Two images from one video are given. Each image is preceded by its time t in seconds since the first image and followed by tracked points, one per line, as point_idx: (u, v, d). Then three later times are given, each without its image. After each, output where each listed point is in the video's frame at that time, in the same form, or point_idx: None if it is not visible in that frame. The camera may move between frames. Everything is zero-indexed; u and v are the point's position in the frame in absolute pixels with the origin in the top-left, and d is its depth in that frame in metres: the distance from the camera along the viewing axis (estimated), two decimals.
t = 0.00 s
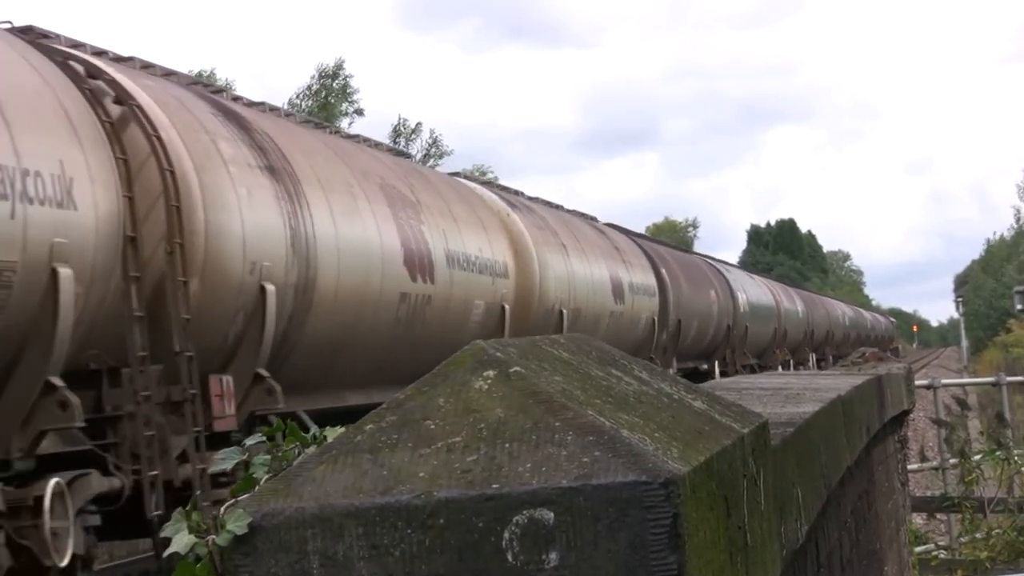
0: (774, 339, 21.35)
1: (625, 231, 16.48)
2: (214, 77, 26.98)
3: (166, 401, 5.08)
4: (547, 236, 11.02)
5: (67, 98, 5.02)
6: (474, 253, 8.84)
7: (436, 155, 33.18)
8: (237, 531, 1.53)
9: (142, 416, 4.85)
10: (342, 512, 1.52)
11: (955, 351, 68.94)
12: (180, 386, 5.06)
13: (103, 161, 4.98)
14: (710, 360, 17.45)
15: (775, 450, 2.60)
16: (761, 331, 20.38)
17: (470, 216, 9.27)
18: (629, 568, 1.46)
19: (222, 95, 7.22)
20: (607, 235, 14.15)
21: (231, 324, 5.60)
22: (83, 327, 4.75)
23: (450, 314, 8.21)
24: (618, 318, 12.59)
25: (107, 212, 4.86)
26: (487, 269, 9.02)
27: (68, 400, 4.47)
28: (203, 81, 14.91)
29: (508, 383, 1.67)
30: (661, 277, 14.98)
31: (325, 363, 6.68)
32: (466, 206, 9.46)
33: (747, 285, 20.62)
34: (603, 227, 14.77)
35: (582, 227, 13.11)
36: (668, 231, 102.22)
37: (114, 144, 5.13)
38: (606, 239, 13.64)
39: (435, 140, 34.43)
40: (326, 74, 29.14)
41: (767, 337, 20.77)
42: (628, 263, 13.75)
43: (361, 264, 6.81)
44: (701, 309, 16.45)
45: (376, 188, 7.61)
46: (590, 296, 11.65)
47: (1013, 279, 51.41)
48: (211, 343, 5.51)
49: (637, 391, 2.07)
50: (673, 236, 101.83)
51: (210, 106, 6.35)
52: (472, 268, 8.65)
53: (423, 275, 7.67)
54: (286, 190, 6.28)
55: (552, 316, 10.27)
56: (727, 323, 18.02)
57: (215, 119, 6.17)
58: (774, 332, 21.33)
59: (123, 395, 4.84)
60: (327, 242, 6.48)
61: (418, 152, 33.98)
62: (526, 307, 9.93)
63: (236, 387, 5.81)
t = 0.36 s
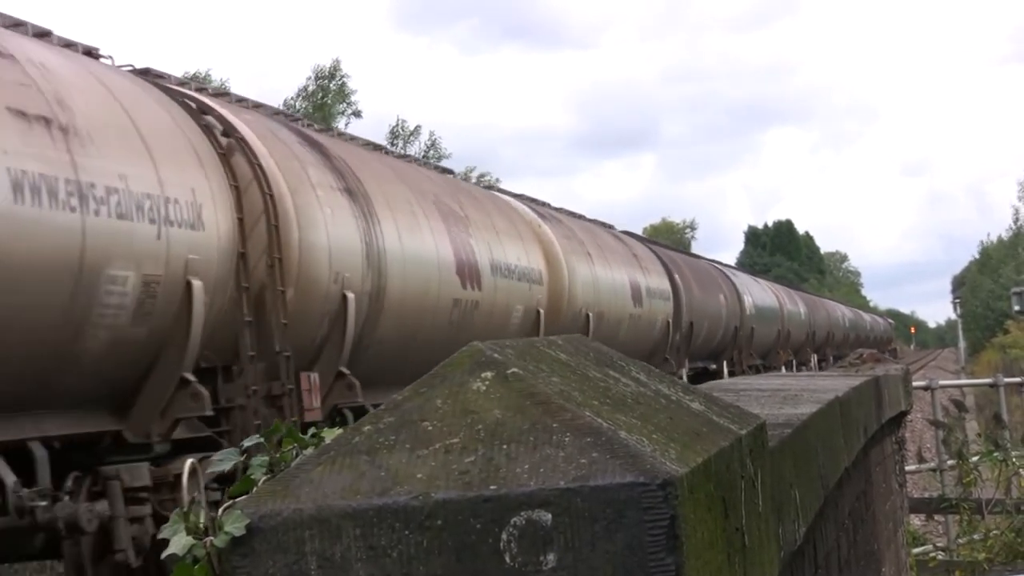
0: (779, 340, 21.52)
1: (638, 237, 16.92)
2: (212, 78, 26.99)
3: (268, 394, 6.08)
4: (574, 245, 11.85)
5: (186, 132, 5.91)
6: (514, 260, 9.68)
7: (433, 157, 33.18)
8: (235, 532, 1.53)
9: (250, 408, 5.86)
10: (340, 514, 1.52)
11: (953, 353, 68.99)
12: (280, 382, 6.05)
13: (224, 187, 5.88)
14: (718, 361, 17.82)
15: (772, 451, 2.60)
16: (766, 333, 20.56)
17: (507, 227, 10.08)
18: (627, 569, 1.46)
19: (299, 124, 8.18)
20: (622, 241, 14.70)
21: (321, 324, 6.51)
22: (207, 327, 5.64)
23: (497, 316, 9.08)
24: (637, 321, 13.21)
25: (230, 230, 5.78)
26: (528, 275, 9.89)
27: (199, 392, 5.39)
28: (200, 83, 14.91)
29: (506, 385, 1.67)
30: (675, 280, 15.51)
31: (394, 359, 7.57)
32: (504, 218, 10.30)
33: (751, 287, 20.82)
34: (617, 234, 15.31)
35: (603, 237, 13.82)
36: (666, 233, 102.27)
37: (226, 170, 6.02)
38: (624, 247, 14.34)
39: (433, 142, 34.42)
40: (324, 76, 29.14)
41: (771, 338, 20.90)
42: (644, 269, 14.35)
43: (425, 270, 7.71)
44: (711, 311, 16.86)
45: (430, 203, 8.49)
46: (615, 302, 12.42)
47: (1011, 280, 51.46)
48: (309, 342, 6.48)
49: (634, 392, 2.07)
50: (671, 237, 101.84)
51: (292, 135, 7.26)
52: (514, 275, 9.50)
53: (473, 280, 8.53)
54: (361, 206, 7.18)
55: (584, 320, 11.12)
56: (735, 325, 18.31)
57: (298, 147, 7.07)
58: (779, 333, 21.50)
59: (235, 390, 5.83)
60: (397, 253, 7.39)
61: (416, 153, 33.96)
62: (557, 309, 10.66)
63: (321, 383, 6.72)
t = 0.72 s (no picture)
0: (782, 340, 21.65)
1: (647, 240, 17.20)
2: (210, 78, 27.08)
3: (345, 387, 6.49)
4: (597, 250, 12.25)
5: (277, 155, 6.36)
6: (547, 265, 10.10)
7: (429, 156, 33.17)
8: (231, 531, 1.53)
9: (332, 400, 6.31)
10: (336, 513, 1.52)
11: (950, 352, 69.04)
12: (357, 377, 6.47)
13: (311, 201, 6.30)
14: (725, 360, 18.04)
15: (768, 449, 2.61)
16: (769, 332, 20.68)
17: (540, 234, 10.49)
18: (623, 568, 1.46)
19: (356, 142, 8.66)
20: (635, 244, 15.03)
21: (388, 327, 6.88)
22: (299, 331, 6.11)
23: (535, 319, 9.51)
24: (653, 322, 13.54)
25: (319, 243, 6.19)
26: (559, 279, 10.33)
27: (296, 384, 5.90)
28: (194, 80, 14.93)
29: (501, 384, 1.67)
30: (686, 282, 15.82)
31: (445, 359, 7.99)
32: (536, 225, 10.71)
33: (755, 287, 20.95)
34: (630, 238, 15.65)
35: (620, 241, 14.15)
36: (663, 232, 102.29)
37: (310, 186, 6.43)
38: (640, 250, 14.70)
39: (429, 141, 34.39)
40: (320, 74, 29.12)
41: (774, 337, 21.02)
42: (658, 271, 14.70)
43: (476, 277, 8.15)
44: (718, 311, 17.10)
45: (474, 213, 8.93)
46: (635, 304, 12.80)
47: (1008, 279, 51.51)
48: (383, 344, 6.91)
49: (630, 391, 2.07)
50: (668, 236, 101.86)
51: (357, 153, 7.72)
52: (548, 280, 9.91)
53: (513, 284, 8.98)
54: (421, 218, 7.61)
55: (609, 322, 11.54)
56: (740, 325, 18.52)
57: (363, 163, 7.51)
58: (782, 332, 21.63)
59: (320, 383, 6.30)
60: (450, 261, 7.84)
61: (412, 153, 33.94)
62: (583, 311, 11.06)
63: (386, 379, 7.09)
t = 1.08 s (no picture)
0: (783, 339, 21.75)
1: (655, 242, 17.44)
2: (204, 76, 27.05)
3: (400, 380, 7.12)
4: (613, 253, 12.66)
5: (348, 176, 7.09)
6: (570, 270, 10.62)
7: (424, 155, 33.13)
8: (224, 530, 1.53)
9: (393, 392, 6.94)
10: (330, 511, 1.52)
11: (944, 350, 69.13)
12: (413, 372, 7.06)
13: (371, 218, 6.91)
14: (729, 357, 18.20)
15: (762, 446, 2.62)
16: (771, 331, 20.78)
17: (562, 241, 10.87)
18: (617, 567, 1.46)
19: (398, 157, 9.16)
20: (646, 246, 15.36)
21: (440, 327, 7.47)
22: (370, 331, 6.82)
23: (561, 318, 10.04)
24: (664, 321, 13.85)
25: (378, 255, 6.81)
26: (579, 283, 10.75)
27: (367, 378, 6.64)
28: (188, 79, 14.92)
29: (495, 382, 1.67)
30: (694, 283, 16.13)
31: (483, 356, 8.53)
32: (559, 230, 11.18)
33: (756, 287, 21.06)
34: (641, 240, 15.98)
35: (632, 244, 14.48)
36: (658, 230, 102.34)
37: (370, 201, 7.08)
38: (651, 253, 15.00)
39: (424, 139, 34.36)
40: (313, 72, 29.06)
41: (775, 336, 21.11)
42: (669, 273, 15.03)
43: (510, 283, 8.74)
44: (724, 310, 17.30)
45: (506, 223, 9.46)
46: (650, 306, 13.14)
47: (1003, 278, 51.61)
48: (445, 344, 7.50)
49: (625, 389, 2.08)
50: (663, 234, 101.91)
51: (407, 169, 8.34)
52: (570, 284, 10.36)
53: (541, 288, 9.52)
54: (464, 228, 8.25)
55: (625, 324, 11.94)
56: (744, 323, 18.67)
57: (412, 178, 8.11)
58: (783, 330, 21.74)
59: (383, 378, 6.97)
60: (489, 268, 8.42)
61: (407, 152, 33.90)
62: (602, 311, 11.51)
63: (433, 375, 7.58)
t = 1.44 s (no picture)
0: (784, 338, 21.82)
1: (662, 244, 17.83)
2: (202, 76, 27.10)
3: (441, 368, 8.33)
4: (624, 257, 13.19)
5: (403, 188, 8.31)
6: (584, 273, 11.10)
7: (422, 154, 33.12)
8: (221, 529, 1.53)
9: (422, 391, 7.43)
10: (327, 510, 1.52)
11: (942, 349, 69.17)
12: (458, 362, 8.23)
13: (427, 228, 8.21)
14: (734, 355, 18.51)
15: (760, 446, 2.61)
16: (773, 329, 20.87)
17: (574, 246, 11.68)
18: (615, 566, 1.46)
19: (428, 170, 9.68)
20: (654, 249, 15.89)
21: (478, 324, 8.50)
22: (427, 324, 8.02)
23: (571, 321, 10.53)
24: (673, 321, 14.39)
25: (435, 259, 8.16)
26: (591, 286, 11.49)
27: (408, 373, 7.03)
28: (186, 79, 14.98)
29: (492, 381, 1.67)
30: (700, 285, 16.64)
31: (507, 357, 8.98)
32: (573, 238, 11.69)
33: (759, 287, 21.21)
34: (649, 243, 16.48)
35: (644, 249, 15.10)
36: (656, 229, 102.36)
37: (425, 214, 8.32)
38: (660, 256, 15.52)
39: (422, 139, 34.35)
40: (310, 71, 29.06)
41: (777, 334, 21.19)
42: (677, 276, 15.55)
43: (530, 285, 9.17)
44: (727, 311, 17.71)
45: (529, 231, 10.46)
46: (657, 305, 13.83)
47: (1000, 278, 51.66)
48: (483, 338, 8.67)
49: (622, 388, 2.08)
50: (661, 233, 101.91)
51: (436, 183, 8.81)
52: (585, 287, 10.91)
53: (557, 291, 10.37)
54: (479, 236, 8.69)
55: (640, 324, 12.92)
56: (748, 322, 18.98)
57: (456, 194, 9.37)
58: (784, 329, 21.82)
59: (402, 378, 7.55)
60: (510, 273, 9.23)
61: (405, 151, 33.89)
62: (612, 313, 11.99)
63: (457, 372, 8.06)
